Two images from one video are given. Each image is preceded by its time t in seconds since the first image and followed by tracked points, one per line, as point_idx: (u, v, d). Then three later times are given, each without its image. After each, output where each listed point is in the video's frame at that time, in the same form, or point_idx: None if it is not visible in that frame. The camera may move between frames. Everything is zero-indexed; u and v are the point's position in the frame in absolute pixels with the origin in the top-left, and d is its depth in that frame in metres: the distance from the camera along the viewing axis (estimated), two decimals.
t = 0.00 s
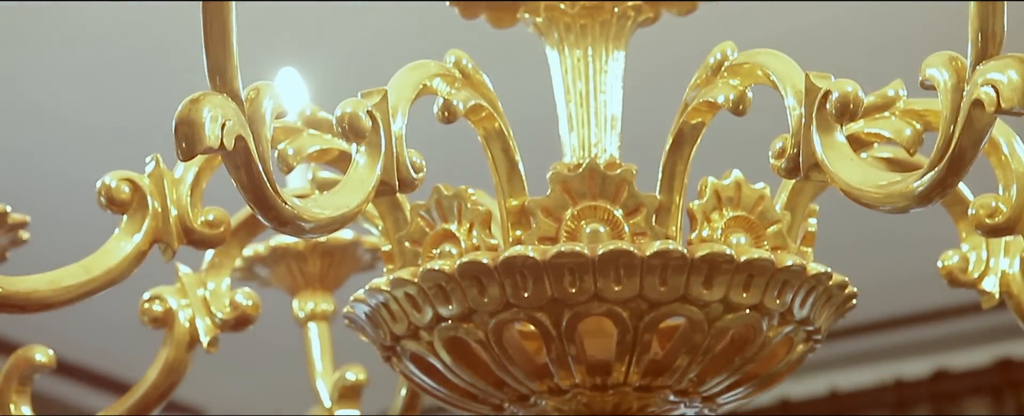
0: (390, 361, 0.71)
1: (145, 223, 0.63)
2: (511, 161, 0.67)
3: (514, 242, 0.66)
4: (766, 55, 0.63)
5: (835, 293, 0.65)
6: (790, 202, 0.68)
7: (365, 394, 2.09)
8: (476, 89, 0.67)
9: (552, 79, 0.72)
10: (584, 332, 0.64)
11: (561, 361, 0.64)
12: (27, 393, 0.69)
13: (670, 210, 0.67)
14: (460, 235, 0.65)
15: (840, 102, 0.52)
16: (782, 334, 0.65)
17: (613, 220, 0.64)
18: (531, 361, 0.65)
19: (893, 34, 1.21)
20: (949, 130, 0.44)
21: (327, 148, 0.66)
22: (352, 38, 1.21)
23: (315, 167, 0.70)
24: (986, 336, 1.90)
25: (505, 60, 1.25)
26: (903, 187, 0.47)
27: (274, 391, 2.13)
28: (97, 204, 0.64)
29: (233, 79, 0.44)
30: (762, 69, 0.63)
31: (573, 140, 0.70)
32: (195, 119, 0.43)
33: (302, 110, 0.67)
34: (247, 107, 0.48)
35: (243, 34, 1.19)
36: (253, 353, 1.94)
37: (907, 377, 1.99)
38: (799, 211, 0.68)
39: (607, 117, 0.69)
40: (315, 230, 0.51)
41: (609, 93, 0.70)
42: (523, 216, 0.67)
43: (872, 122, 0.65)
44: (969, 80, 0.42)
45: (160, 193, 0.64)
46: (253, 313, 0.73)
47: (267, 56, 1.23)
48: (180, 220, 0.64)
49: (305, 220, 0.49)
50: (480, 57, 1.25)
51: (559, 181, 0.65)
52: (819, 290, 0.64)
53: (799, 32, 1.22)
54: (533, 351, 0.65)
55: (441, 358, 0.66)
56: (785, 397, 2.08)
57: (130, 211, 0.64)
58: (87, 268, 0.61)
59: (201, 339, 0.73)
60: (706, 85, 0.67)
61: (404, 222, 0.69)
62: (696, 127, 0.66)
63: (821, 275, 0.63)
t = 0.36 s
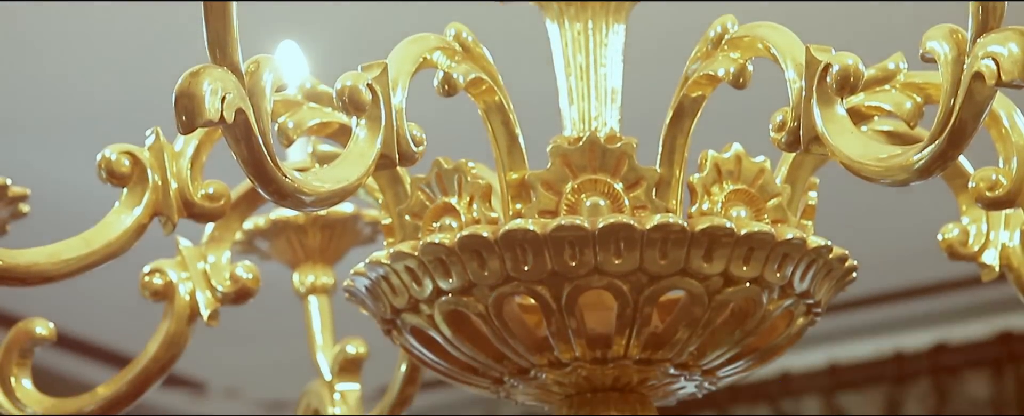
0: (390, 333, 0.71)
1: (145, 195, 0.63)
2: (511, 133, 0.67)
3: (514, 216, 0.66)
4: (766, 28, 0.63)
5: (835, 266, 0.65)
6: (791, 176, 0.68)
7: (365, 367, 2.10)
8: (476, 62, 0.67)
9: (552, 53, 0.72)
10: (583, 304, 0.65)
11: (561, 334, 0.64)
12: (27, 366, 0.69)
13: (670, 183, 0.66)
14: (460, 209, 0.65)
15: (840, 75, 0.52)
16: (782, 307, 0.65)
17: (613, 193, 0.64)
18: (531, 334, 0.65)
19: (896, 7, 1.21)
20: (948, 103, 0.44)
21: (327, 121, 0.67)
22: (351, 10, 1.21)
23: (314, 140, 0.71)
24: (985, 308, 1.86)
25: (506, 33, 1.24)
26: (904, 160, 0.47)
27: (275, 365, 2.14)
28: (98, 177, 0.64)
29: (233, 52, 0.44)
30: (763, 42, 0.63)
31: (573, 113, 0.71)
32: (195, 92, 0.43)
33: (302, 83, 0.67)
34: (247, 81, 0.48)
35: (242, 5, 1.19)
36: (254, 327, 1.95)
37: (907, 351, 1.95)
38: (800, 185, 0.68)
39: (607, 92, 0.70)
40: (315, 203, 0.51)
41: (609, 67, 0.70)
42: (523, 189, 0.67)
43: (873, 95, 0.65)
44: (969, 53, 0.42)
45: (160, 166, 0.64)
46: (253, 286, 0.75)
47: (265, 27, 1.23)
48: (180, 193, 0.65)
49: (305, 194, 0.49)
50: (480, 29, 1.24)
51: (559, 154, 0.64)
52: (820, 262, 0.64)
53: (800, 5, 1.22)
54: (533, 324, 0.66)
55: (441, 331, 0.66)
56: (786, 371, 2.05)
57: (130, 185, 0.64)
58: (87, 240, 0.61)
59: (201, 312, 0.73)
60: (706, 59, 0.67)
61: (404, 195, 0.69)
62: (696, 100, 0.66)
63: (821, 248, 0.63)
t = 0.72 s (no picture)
0: (390, 305, 0.72)
1: (145, 168, 0.63)
2: (511, 106, 0.67)
3: (514, 189, 0.66)
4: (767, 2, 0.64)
5: (835, 239, 0.66)
6: (791, 148, 0.68)
7: (365, 340, 2.11)
8: (476, 34, 0.67)
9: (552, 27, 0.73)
10: (583, 276, 0.65)
11: (561, 306, 0.64)
12: (27, 338, 0.69)
13: (670, 156, 0.66)
14: (460, 181, 0.65)
15: (840, 48, 0.52)
16: (782, 279, 0.66)
17: (613, 166, 0.64)
18: (531, 307, 0.66)
19: None
20: (949, 75, 0.44)
21: (327, 94, 0.66)
22: None
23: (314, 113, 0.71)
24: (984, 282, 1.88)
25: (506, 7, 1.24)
26: (903, 132, 0.47)
27: (274, 338, 2.14)
28: (98, 151, 0.64)
29: (233, 25, 0.44)
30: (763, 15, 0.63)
31: (574, 86, 0.71)
32: (195, 65, 0.43)
33: (302, 56, 0.68)
34: (247, 53, 0.47)
35: None
36: (254, 300, 1.96)
37: (907, 324, 1.95)
38: (800, 157, 0.68)
39: (607, 64, 0.71)
40: (315, 176, 0.51)
41: (609, 39, 0.71)
42: (523, 162, 0.67)
43: (872, 68, 0.64)
44: (970, 24, 0.42)
45: (159, 139, 0.64)
46: (253, 258, 0.74)
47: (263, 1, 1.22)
48: (179, 166, 0.64)
49: (305, 167, 0.49)
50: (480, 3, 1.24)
51: (559, 126, 0.64)
52: (819, 235, 0.64)
53: None
54: (533, 297, 0.66)
55: (441, 304, 0.66)
56: (786, 344, 2.06)
57: (130, 157, 0.64)
58: (88, 213, 0.61)
59: (201, 284, 0.74)
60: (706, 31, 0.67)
61: (404, 168, 0.69)
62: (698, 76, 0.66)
63: (821, 221, 0.63)
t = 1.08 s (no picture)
0: (389, 268, 0.72)
1: (144, 131, 0.63)
2: (511, 69, 0.67)
3: (513, 152, 0.66)
4: None
5: (834, 202, 0.65)
6: (790, 111, 0.68)
7: (365, 303, 2.11)
8: None
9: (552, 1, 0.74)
10: (583, 240, 0.65)
11: (561, 270, 0.64)
12: (27, 301, 0.70)
13: (669, 120, 0.66)
14: (459, 144, 0.65)
15: (841, 11, 0.51)
16: (782, 243, 0.65)
17: (612, 129, 0.64)
18: (530, 270, 0.66)
19: None
20: (948, 38, 0.44)
21: (326, 58, 0.66)
22: None
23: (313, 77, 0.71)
24: (986, 244, 1.87)
25: None
26: (903, 95, 0.47)
27: (274, 302, 2.15)
28: (97, 114, 0.64)
29: None
30: None
31: (573, 50, 0.71)
32: (194, 29, 0.43)
33: (302, 20, 0.69)
34: (246, 16, 0.46)
35: None
36: (254, 263, 1.96)
37: (907, 286, 1.95)
38: (799, 120, 0.68)
39: (606, 28, 0.71)
40: (314, 139, 0.51)
41: (607, 6, 0.72)
42: (522, 126, 0.66)
43: (873, 31, 0.65)
44: None
45: (158, 102, 0.64)
46: (253, 222, 0.74)
47: None
48: (178, 129, 0.64)
49: (304, 130, 0.49)
50: None
51: (558, 90, 0.64)
52: (819, 199, 0.64)
53: None
54: (532, 260, 0.66)
55: (441, 267, 0.66)
56: (785, 308, 2.05)
57: (129, 120, 0.64)
58: (87, 177, 0.61)
59: (201, 247, 0.74)
60: None
61: (404, 132, 0.69)
62: (698, 39, 0.65)
63: (820, 184, 0.63)
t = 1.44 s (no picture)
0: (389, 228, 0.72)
1: (144, 91, 0.63)
2: (510, 29, 0.67)
3: (513, 112, 0.66)
4: None
5: (834, 162, 0.65)
6: (791, 71, 0.68)
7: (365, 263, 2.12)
8: None
9: None
10: (583, 200, 0.65)
11: (561, 229, 0.64)
12: (27, 260, 0.72)
13: (670, 80, 0.66)
14: (459, 105, 0.64)
15: None
16: (782, 203, 0.65)
17: (613, 89, 0.64)
18: (530, 230, 0.65)
19: None
20: None
21: (326, 17, 0.66)
22: None
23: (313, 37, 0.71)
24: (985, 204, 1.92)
25: None
26: (904, 55, 0.47)
27: (275, 263, 2.15)
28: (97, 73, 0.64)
29: None
30: None
31: (573, 10, 0.71)
32: None
33: None
34: None
35: None
36: (253, 222, 1.96)
37: (906, 246, 1.94)
38: (800, 81, 0.68)
39: None
40: (314, 99, 0.51)
41: None
42: (523, 86, 0.66)
43: None
44: None
45: (158, 62, 0.64)
46: (253, 182, 0.73)
47: None
48: (177, 89, 0.63)
49: (304, 90, 0.49)
50: None
51: (558, 50, 0.64)
52: (819, 159, 0.64)
53: None
54: (533, 220, 0.66)
55: (441, 227, 0.66)
56: (785, 267, 2.02)
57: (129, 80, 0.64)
58: (86, 136, 0.62)
59: (200, 207, 0.74)
60: None
61: (404, 91, 0.69)
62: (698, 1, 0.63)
63: (820, 144, 0.63)
